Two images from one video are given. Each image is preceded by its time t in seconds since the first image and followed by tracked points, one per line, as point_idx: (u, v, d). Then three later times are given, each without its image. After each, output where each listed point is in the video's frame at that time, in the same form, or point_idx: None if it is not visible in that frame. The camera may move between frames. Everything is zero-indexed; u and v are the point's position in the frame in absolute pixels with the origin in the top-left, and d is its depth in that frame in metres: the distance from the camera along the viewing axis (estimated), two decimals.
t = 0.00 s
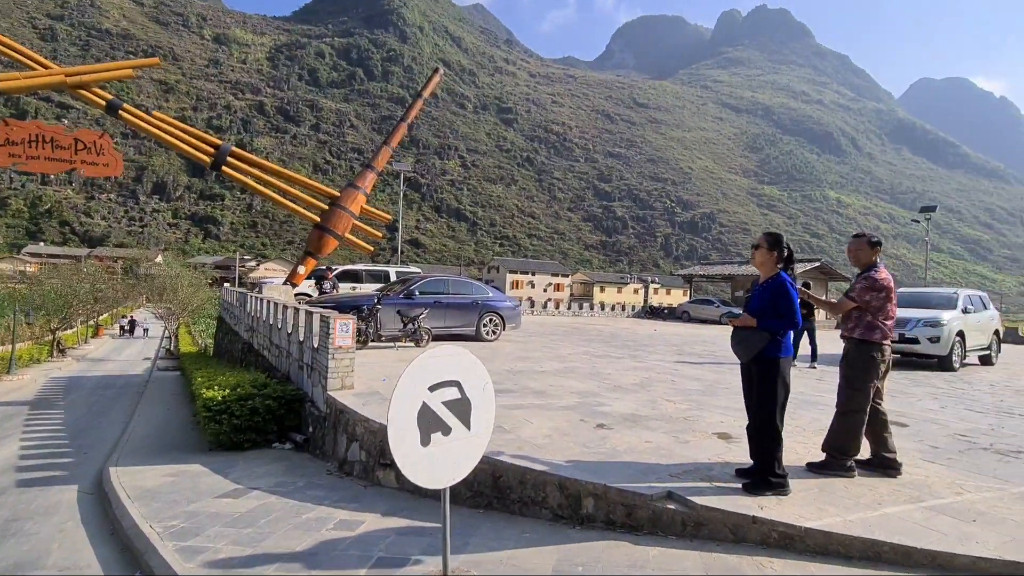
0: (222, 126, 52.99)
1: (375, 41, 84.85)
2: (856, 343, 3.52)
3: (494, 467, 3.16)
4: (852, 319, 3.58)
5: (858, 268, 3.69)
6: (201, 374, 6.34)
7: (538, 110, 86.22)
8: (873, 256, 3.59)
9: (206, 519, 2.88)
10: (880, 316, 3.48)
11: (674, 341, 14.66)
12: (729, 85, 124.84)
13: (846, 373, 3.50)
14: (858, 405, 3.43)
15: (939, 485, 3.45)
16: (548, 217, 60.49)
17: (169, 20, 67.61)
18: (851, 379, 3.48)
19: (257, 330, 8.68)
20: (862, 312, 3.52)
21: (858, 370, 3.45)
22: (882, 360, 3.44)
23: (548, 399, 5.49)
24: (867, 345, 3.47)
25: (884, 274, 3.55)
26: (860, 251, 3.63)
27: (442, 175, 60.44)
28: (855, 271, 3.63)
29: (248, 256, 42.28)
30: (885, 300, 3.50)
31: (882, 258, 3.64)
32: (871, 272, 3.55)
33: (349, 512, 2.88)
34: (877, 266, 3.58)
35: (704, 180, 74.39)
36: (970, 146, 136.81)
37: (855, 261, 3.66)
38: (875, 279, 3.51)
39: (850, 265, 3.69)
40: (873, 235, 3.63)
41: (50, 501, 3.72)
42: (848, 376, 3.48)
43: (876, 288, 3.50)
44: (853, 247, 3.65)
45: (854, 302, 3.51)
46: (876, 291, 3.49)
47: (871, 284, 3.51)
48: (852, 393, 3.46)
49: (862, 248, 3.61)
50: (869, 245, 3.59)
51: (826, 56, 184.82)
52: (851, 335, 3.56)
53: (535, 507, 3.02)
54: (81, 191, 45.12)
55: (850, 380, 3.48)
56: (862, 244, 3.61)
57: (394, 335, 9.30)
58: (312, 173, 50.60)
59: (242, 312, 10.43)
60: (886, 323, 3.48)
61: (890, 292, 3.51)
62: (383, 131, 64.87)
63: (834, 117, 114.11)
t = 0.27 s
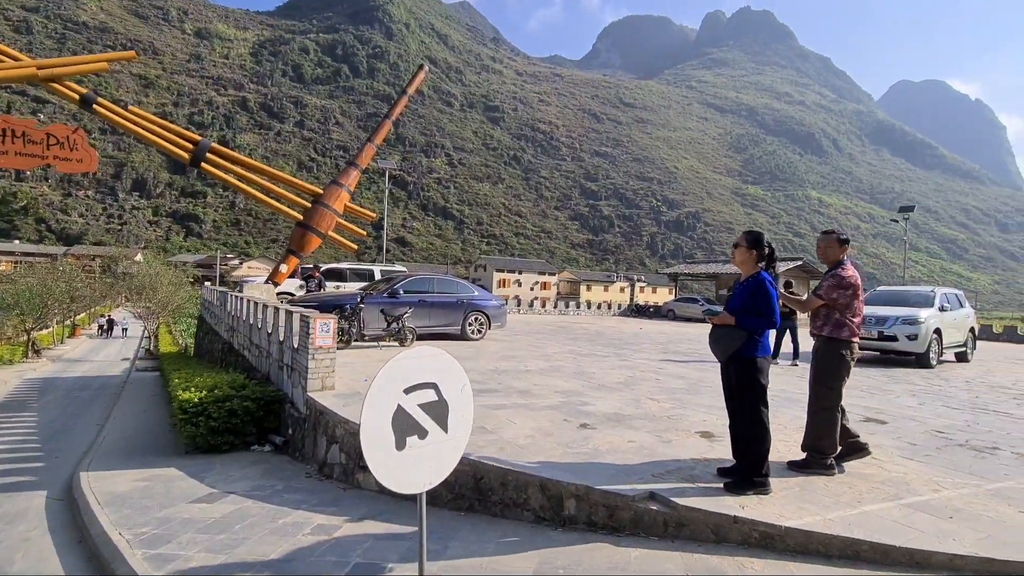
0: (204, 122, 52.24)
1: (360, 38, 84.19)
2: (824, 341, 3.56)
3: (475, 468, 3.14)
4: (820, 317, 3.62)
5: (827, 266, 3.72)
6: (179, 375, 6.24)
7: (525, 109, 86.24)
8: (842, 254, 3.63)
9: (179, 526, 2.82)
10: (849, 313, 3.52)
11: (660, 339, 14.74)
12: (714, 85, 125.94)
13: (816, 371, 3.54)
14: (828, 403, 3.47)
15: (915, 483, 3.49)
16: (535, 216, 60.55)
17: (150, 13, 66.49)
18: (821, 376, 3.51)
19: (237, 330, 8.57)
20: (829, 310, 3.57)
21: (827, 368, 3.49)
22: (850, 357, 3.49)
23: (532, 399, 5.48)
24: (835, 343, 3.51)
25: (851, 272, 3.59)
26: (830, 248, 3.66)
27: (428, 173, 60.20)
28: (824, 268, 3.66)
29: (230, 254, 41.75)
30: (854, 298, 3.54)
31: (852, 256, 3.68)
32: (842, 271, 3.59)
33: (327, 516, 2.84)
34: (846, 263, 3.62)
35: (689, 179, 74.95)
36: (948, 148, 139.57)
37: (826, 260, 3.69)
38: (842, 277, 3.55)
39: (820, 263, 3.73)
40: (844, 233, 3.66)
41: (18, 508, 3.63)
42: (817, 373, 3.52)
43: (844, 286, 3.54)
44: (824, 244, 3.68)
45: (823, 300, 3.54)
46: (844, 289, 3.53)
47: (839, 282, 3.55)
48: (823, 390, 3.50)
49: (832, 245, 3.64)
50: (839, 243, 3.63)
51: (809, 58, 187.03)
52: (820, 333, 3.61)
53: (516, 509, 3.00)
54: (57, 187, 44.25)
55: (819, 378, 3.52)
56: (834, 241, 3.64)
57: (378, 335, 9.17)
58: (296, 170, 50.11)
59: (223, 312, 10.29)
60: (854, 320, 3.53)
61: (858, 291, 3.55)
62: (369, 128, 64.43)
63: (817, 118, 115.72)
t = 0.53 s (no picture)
0: (185, 117, 51.44)
1: (346, 33, 83.52)
2: (797, 340, 3.59)
3: (456, 469, 3.13)
4: (795, 315, 3.65)
5: (802, 265, 3.75)
6: (154, 375, 6.13)
7: (512, 107, 86.23)
8: (818, 254, 3.65)
9: (149, 530, 2.76)
10: (823, 314, 3.55)
11: (644, 338, 14.83)
12: (699, 86, 127.04)
13: (791, 369, 3.56)
14: (802, 403, 3.51)
15: (892, 480, 3.53)
16: (522, 215, 60.60)
17: (130, 5, 65.28)
18: (796, 375, 3.55)
19: (216, 328, 8.44)
20: (805, 309, 3.59)
21: (801, 367, 3.53)
22: (824, 357, 3.53)
23: (515, 398, 5.47)
24: (809, 341, 3.54)
25: (826, 271, 3.62)
26: (806, 248, 3.68)
27: (415, 170, 59.91)
28: (801, 267, 3.68)
29: (212, 250, 41.19)
30: (828, 298, 3.57)
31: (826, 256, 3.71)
32: (816, 270, 3.61)
33: (303, 519, 2.80)
34: (821, 264, 3.65)
35: (675, 179, 75.47)
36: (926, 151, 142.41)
37: (802, 259, 3.71)
38: (818, 277, 3.57)
39: (796, 262, 3.75)
40: (821, 232, 3.68)
41: None
42: (792, 371, 3.55)
43: (819, 286, 3.56)
44: (801, 244, 3.70)
45: (797, 299, 3.57)
46: (818, 289, 3.56)
47: (813, 282, 3.58)
48: (797, 389, 3.53)
49: (809, 246, 3.66)
50: (815, 243, 3.64)
51: (793, 60, 189.15)
52: (794, 333, 3.63)
53: (496, 510, 3.00)
54: (33, 181, 43.28)
55: (794, 377, 3.55)
56: (810, 241, 3.67)
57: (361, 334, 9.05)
58: (280, 167, 49.62)
59: (201, 310, 10.13)
60: (828, 319, 3.56)
61: (832, 290, 3.59)
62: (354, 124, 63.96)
63: (799, 120, 117.29)
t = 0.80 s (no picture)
0: (160, 111, 50.43)
1: (328, 28, 82.52)
2: (770, 337, 3.63)
3: (431, 469, 3.12)
4: (769, 312, 3.68)
5: (777, 263, 3.78)
6: (123, 375, 5.98)
7: (496, 105, 86.08)
8: (792, 252, 3.68)
9: (111, 536, 2.68)
10: (795, 311, 3.59)
11: (625, 336, 14.89)
12: (680, 88, 128.35)
13: (763, 366, 3.60)
14: (775, 399, 3.55)
15: (865, 476, 3.58)
16: (505, 213, 60.58)
17: None
18: (767, 372, 3.59)
19: (190, 327, 8.29)
20: (776, 307, 3.62)
21: (773, 365, 3.56)
22: (796, 354, 3.57)
23: (494, 396, 5.45)
24: (781, 338, 3.58)
25: (799, 270, 3.65)
26: (780, 246, 3.70)
27: (398, 168, 59.46)
28: (775, 265, 3.71)
29: (189, 248, 40.38)
30: (801, 296, 3.61)
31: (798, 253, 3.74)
32: (788, 268, 3.65)
33: (274, 521, 2.74)
34: (796, 262, 3.68)
35: (657, 179, 76.05)
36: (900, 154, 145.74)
37: (775, 256, 3.74)
38: (791, 275, 3.61)
39: (771, 261, 3.78)
40: (795, 231, 3.71)
41: None
42: (764, 369, 3.58)
43: (791, 285, 3.60)
44: (776, 243, 3.73)
45: (771, 296, 3.61)
46: (792, 287, 3.60)
47: (787, 280, 3.61)
48: (770, 387, 3.57)
49: (783, 244, 3.69)
50: (789, 241, 3.67)
51: (772, 63, 191.78)
52: (763, 328, 3.66)
53: (473, 510, 2.98)
54: None
55: (767, 374, 3.58)
56: (784, 240, 3.70)
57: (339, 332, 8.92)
58: (260, 163, 48.94)
59: (175, 307, 9.93)
60: (800, 317, 3.60)
61: (804, 287, 3.62)
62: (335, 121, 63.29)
63: (778, 122, 119.20)
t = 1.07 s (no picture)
0: (126, 104, 48.97)
1: (301, 22, 81.15)
2: (737, 335, 3.69)
3: (401, 473, 3.10)
4: (735, 312, 3.75)
5: (744, 263, 3.85)
6: (81, 378, 5.82)
7: (473, 103, 85.80)
8: (758, 253, 3.75)
9: (64, 547, 2.59)
10: (761, 311, 3.66)
11: (601, 335, 15.00)
12: (655, 89, 129.92)
13: (729, 364, 3.66)
14: (742, 398, 3.61)
15: (830, 471, 3.66)
16: (482, 212, 60.51)
17: None
18: (734, 371, 3.65)
19: (154, 328, 8.06)
20: (742, 305, 3.70)
21: (739, 363, 3.63)
22: (761, 353, 3.64)
23: (469, 396, 5.42)
24: (746, 337, 3.64)
25: (765, 270, 3.73)
26: (747, 247, 3.77)
27: (373, 166, 58.79)
28: (743, 265, 3.78)
29: (156, 245, 39.36)
30: (767, 295, 3.68)
31: (764, 253, 3.80)
32: (753, 268, 3.72)
33: (236, 530, 2.68)
34: (762, 262, 3.75)
35: (632, 179, 76.77)
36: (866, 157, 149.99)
37: (741, 256, 3.81)
38: (757, 275, 3.68)
39: (739, 261, 3.84)
40: (762, 231, 3.78)
41: None
42: (731, 367, 3.64)
43: (758, 284, 3.67)
44: (743, 244, 3.79)
45: (737, 295, 3.68)
46: (758, 287, 3.67)
47: (753, 280, 3.68)
48: (736, 385, 3.63)
49: (751, 245, 3.75)
50: (756, 242, 3.74)
51: (745, 66, 195.20)
52: (731, 327, 3.72)
53: (445, 513, 2.98)
54: None
55: (733, 372, 3.65)
56: (752, 240, 3.76)
57: (312, 333, 8.76)
58: (231, 160, 47.94)
59: (139, 308, 9.65)
60: (765, 316, 3.68)
61: (770, 288, 3.70)
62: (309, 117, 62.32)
63: (750, 124, 121.55)
